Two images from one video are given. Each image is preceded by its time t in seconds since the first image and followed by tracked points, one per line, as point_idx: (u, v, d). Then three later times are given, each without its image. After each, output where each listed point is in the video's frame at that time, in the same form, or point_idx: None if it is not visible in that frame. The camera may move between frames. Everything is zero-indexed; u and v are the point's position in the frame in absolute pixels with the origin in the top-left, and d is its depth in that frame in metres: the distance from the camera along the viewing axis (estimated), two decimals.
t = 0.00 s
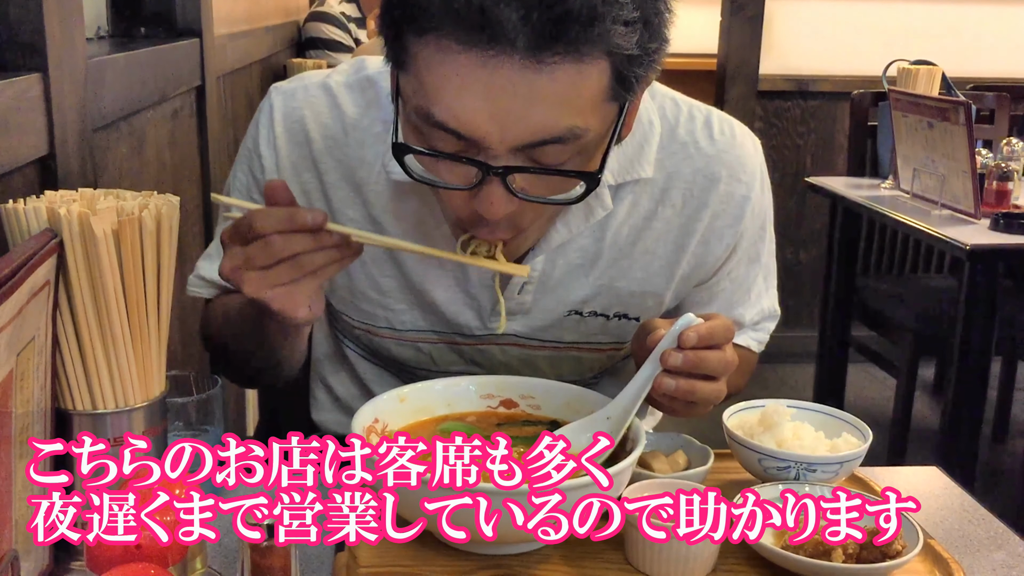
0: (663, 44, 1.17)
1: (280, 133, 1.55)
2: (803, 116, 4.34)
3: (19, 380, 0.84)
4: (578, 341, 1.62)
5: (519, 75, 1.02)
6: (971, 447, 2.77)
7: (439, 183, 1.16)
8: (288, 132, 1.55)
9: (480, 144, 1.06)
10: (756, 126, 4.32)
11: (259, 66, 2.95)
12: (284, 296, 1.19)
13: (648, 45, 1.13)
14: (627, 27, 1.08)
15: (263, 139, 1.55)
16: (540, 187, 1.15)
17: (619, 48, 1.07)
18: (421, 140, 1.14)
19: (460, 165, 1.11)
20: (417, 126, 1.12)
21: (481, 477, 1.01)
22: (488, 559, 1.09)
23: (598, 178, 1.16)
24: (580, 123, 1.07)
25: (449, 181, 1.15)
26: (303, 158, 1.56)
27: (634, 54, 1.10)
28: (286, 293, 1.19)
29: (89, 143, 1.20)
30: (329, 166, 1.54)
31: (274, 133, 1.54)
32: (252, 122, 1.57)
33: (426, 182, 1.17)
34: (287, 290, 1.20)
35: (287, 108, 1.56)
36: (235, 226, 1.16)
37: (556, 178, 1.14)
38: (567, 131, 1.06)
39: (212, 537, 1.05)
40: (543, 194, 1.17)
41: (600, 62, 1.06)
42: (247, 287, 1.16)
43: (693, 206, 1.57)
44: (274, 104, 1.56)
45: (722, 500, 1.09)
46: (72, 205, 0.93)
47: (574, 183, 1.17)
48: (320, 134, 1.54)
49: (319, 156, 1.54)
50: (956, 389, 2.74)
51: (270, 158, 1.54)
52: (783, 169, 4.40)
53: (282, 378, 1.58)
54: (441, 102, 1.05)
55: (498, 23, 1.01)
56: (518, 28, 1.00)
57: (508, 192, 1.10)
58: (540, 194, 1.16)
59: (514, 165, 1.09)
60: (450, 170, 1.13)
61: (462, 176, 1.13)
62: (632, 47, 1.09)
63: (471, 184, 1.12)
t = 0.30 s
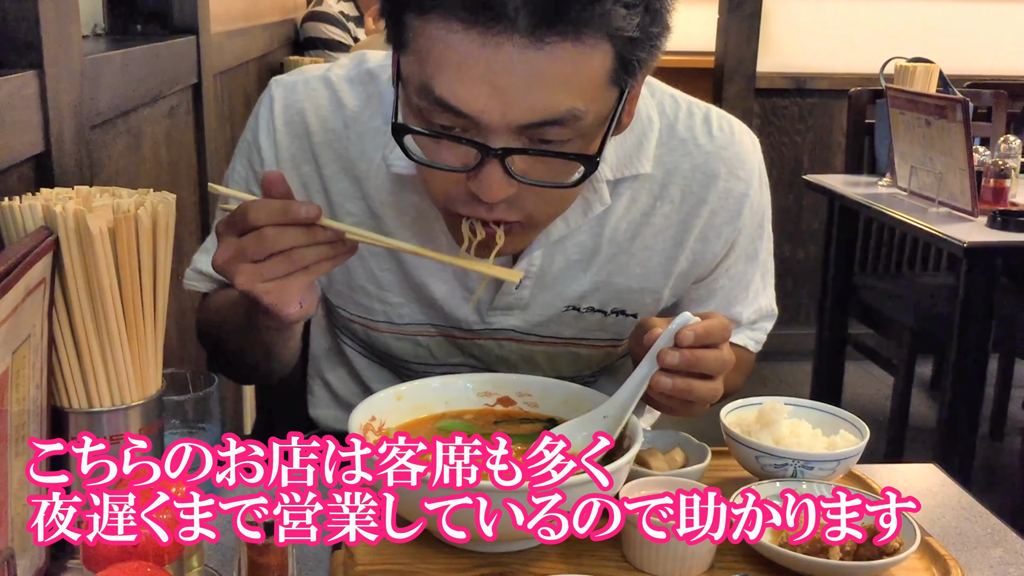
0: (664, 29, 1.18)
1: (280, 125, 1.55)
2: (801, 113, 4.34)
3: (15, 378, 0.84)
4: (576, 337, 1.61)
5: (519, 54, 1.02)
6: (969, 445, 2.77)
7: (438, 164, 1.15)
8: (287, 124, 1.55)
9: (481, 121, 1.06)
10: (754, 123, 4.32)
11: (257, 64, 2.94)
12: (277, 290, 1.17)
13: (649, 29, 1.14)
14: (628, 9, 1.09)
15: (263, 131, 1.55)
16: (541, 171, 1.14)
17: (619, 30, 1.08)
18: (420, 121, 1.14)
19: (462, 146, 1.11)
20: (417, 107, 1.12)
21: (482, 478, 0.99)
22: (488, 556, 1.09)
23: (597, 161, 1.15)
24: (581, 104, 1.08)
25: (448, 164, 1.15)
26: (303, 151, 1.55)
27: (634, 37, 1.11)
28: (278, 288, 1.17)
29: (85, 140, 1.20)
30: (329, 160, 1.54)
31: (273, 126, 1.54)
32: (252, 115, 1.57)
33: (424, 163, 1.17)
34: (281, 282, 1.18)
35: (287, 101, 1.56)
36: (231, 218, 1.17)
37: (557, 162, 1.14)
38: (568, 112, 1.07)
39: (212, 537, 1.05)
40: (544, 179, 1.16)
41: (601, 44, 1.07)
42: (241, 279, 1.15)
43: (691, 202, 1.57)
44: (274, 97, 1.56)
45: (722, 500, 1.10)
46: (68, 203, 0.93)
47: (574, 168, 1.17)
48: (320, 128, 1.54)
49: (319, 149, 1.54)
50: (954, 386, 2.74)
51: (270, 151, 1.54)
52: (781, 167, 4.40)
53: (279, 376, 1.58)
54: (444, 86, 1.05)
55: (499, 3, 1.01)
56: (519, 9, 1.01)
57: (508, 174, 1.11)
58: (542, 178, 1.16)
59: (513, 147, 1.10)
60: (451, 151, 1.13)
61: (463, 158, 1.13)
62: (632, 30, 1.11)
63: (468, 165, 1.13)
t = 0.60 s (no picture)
0: (662, 20, 1.19)
1: (279, 123, 1.55)
2: (800, 111, 4.34)
3: (12, 378, 0.84)
4: (574, 334, 1.61)
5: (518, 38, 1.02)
6: (968, 443, 2.77)
7: (438, 155, 1.14)
8: (286, 121, 1.55)
9: (480, 108, 1.06)
10: (752, 121, 4.32)
11: (255, 63, 2.94)
12: (276, 273, 1.19)
13: (648, 18, 1.15)
14: None
15: (261, 128, 1.55)
16: (541, 160, 1.14)
17: (618, 15, 1.09)
18: (418, 108, 1.14)
19: (462, 135, 1.10)
20: (416, 96, 1.12)
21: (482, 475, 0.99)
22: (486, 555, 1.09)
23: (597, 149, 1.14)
24: (580, 90, 1.08)
25: (448, 154, 1.14)
26: (301, 148, 1.56)
27: (633, 24, 1.12)
28: (278, 270, 1.19)
29: (83, 139, 1.20)
30: (326, 156, 1.55)
31: (271, 123, 1.55)
32: (250, 111, 1.58)
33: (422, 154, 1.16)
34: (279, 263, 1.18)
35: (284, 98, 1.56)
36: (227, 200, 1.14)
37: (557, 149, 1.13)
38: (567, 98, 1.07)
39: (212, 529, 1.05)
40: (546, 168, 1.15)
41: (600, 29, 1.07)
42: (241, 262, 1.15)
43: (690, 198, 1.57)
44: (272, 94, 1.56)
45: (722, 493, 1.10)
46: (65, 202, 0.93)
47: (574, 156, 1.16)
48: (319, 125, 1.55)
49: (317, 146, 1.54)
50: (953, 384, 2.74)
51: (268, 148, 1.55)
52: (780, 165, 4.40)
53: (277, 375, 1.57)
54: (445, 78, 1.06)
55: None
56: None
57: (507, 163, 1.10)
58: (543, 167, 1.15)
59: (513, 133, 1.09)
60: (450, 141, 1.12)
61: (462, 147, 1.12)
62: (631, 16, 1.11)
63: (468, 154, 1.12)
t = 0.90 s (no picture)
0: (661, 14, 1.19)
1: (278, 122, 1.55)
2: (799, 111, 4.34)
3: (12, 381, 0.84)
4: (574, 334, 1.61)
5: (519, 30, 1.03)
6: (967, 442, 2.77)
7: (437, 148, 1.14)
8: (285, 121, 1.55)
9: (480, 101, 1.06)
10: (752, 121, 4.32)
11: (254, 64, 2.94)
12: (277, 280, 1.17)
13: (648, 11, 1.15)
14: None
15: (261, 128, 1.55)
16: (540, 154, 1.14)
17: (619, 8, 1.09)
18: (418, 100, 1.14)
19: (461, 127, 1.10)
20: (416, 90, 1.12)
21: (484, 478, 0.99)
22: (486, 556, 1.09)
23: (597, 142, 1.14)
24: (581, 83, 1.08)
25: (447, 147, 1.13)
26: (300, 148, 1.56)
27: (634, 17, 1.12)
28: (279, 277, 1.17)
29: (82, 141, 1.20)
30: (326, 155, 1.55)
31: (271, 122, 1.55)
32: (250, 111, 1.58)
33: (421, 147, 1.16)
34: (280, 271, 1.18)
35: (284, 98, 1.56)
36: (229, 207, 1.15)
37: (555, 142, 1.13)
38: (567, 91, 1.07)
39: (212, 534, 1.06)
40: (545, 161, 1.15)
41: (600, 22, 1.07)
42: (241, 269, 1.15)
43: (689, 198, 1.57)
44: (271, 94, 1.56)
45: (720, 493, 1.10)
46: (65, 204, 0.93)
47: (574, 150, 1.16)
48: (318, 124, 1.55)
49: (316, 145, 1.54)
50: (953, 384, 2.74)
51: (268, 148, 1.55)
52: (780, 164, 4.40)
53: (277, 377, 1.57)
54: (446, 74, 1.06)
55: None
56: None
57: (506, 155, 1.10)
58: (543, 160, 1.15)
59: (513, 126, 1.09)
60: (450, 133, 1.12)
61: (461, 139, 1.12)
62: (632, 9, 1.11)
63: (468, 147, 1.12)
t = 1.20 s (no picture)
0: (659, 18, 1.19)
1: (277, 122, 1.55)
2: (799, 111, 4.34)
3: (10, 383, 0.84)
4: (573, 332, 1.60)
5: (516, 31, 1.03)
6: (967, 443, 2.77)
7: (434, 147, 1.14)
8: (285, 120, 1.55)
9: (476, 101, 1.06)
10: (751, 122, 4.32)
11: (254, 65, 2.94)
12: (278, 257, 1.18)
13: (645, 15, 1.15)
14: None
15: (261, 127, 1.55)
16: (536, 154, 1.13)
17: (616, 10, 1.09)
18: (416, 99, 1.13)
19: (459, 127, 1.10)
20: (415, 88, 1.12)
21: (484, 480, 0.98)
22: (484, 557, 1.09)
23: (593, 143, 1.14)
24: (577, 85, 1.08)
25: (445, 146, 1.13)
26: (300, 147, 1.56)
27: (631, 20, 1.12)
28: (280, 255, 1.18)
29: (81, 143, 1.20)
30: (326, 155, 1.55)
31: (270, 121, 1.55)
32: (249, 110, 1.58)
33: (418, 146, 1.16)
34: (280, 250, 1.18)
35: (284, 97, 1.56)
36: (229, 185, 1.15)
37: (551, 142, 1.13)
38: (563, 93, 1.07)
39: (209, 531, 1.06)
40: (541, 161, 1.15)
41: (597, 24, 1.07)
42: (242, 247, 1.16)
43: (688, 196, 1.57)
44: (270, 93, 1.56)
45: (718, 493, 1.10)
46: (64, 206, 0.93)
47: (570, 150, 1.16)
48: (318, 123, 1.55)
49: (315, 145, 1.55)
50: (952, 385, 2.74)
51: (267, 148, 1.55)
52: (780, 165, 4.40)
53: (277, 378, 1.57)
54: (443, 73, 1.06)
55: None
56: None
57: (502, 155, 1.09)
58: (538, 161, 1.14)
59: (509, 126, 1.08)
60: (447, 132, 1.12)
61: (458, 138, 1.11)
62: (629, 13, 1.11)
63: (465, 146, 1.11)
